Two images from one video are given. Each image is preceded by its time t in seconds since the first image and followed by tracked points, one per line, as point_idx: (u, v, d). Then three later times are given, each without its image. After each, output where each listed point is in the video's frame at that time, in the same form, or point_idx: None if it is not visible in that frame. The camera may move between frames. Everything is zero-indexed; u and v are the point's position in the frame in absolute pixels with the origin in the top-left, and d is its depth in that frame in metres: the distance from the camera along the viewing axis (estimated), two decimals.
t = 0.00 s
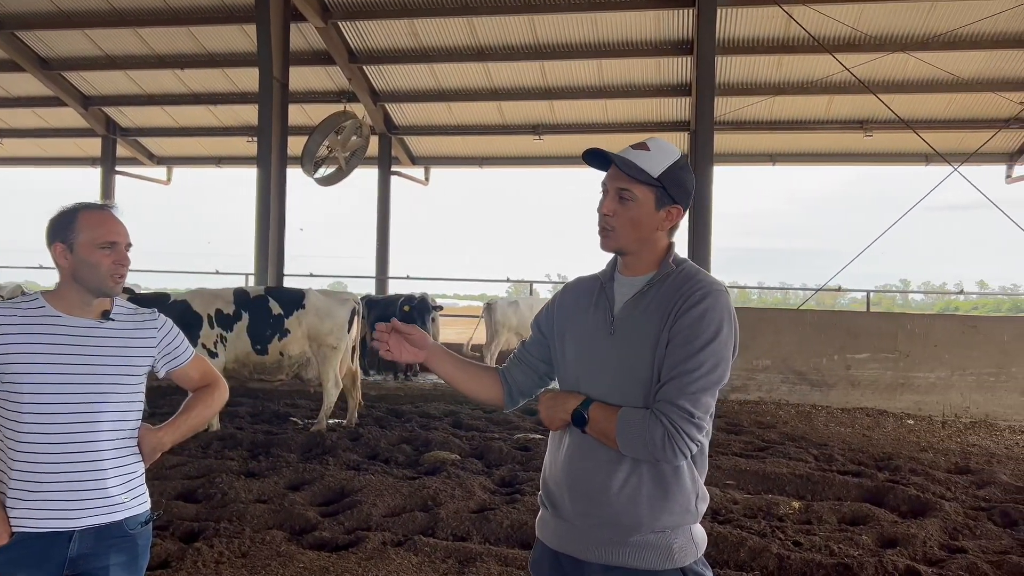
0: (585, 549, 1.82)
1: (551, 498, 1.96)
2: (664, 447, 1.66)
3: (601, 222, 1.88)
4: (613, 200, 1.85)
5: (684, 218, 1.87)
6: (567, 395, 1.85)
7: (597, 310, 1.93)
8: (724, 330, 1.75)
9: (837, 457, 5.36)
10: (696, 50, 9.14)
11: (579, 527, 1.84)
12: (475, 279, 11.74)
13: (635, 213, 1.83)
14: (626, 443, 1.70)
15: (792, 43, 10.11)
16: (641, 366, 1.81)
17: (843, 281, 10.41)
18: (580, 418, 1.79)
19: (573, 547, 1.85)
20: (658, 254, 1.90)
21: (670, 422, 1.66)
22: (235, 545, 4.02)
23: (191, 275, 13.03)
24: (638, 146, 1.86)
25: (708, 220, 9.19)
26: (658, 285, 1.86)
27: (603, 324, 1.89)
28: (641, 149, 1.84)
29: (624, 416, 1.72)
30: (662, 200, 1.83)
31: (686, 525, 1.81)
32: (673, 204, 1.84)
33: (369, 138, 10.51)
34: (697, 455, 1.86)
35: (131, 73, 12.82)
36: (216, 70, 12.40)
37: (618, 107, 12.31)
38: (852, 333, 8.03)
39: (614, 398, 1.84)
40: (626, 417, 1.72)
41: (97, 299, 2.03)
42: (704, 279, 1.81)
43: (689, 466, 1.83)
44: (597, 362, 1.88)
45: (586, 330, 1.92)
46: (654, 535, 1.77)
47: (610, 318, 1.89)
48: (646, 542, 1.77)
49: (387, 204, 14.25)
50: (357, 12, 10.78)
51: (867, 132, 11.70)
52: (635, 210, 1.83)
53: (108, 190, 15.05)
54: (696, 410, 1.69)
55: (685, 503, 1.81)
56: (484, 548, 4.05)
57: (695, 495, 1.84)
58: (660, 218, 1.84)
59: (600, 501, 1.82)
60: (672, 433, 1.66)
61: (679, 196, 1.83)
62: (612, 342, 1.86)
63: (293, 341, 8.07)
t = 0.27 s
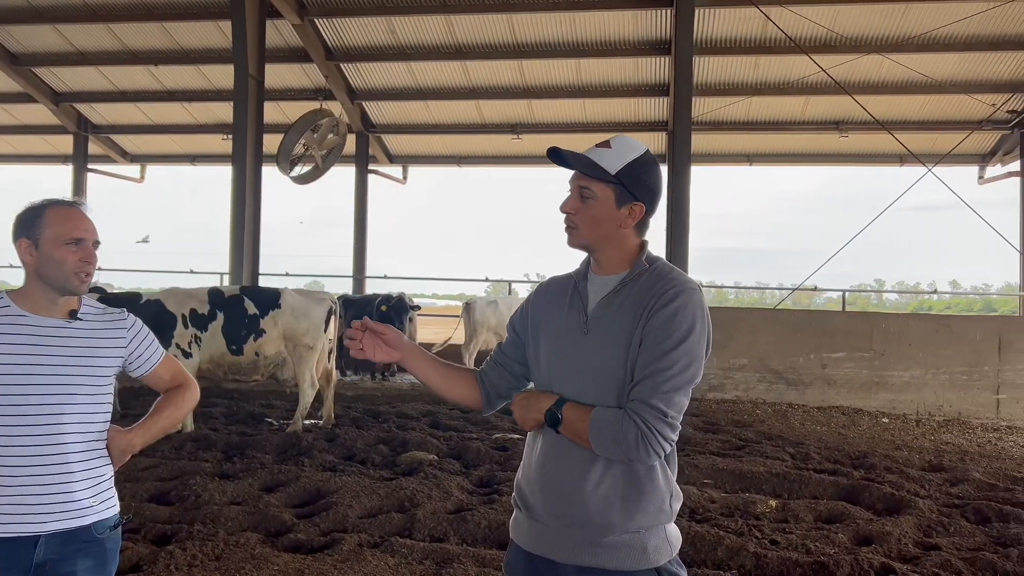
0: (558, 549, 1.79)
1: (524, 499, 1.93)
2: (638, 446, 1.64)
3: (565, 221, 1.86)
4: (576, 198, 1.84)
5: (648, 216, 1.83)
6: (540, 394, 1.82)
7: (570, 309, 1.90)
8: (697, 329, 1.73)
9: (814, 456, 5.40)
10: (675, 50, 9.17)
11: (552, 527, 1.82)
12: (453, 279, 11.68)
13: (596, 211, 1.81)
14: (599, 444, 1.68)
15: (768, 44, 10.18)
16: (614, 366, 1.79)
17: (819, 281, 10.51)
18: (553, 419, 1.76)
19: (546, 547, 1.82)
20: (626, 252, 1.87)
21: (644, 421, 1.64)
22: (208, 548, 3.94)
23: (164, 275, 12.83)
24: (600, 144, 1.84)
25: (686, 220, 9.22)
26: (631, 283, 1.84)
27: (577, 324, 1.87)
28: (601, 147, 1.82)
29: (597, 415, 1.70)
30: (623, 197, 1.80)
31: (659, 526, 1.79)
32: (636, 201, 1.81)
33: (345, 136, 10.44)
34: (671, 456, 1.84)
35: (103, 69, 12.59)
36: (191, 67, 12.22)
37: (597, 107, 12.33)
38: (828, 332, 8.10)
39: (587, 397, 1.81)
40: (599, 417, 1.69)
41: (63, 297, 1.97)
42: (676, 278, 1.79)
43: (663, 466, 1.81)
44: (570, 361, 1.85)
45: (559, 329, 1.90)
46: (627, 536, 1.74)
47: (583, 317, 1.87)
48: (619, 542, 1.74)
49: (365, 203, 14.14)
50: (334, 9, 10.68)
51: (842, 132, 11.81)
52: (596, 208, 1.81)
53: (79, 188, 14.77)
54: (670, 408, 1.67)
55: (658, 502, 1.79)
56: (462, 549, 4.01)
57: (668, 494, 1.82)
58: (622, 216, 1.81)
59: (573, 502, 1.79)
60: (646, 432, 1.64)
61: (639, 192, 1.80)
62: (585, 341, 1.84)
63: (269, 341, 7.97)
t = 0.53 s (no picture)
0: (537, 550, 1.77)
1: (502, 500, 1.91)
2: (622, 447, 1.62)
3: (533, 223, 1.85)
4: (542, 199, 1.82)
5: (614, 211, 1.81)
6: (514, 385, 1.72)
7: (545, 308, 1.89)
8: (676, 327, 1.71)
9: (790, 454, 5.44)
10: (653, 50, 9.19)
11: (532, 529, 1.79)
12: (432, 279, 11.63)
13: (561, 211, 1.79)
14: (585, 442, 1.64)
15: (746, 44, 10.24)
16: (592, 365, 1.77)
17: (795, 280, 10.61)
18: (535, 412, 1.67)
19: (526, 549, 1.79)
20: (598, 248, 1.85)
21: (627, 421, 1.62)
22: (182, 550, 3.87)
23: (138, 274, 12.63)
24: (563, 143, 1.82)
25: (664, 221, 9.25)
26: (605, 282, 1.82)
27: (552, 324, 1.85)
28: (563, 146, 1.80)
29: (584, 411, 1.65)
30: (586, 195, 1.78)
31: (638, 525, 1.77)
32: (600, 198, 1.78)
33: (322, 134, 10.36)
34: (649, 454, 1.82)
35: (75, 65, 12.36)
36: (165, 64, 12.04)
37: (575, 106, 12.34)
38: (804, 331, 8.17)
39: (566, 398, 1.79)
40: (584, 414, 1.65)
41: (28, 296, 1.90)
42: (651, 275, 1.78)
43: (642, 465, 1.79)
44: (547, 362, 1.83)
45: (535, 329, 1.87)
46: (607, 536, 1.73)
47: (558, 316, 1.84)
48: (599, 542, 1.72)
49: (342, 202, 14.03)
50: (310, 6, 10.58)
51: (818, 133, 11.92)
52: (560, 208, 1.79)
53: (50, 186, 14.50)
54: (652, 408, 1.65)
55: (637, 501, 1.77)
56: (440, 549, 3.98)
57: (647, 493, 1.80)
58: (588, 213, 1.79)
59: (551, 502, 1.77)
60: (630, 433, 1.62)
61: (602, 188, 1.77)
62: (561, 341, 1.82)
63: (244, 341, 7.86)
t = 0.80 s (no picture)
0: (520, 552, 1.74)
1: (484, 500, 1.88)
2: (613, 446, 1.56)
3: (511, 223, 1.82)
4: (519, 199, 1.79)
5: (593, 207, 1.80)
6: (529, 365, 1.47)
7: (526, 307, 1.87)
8: (660, 325, 1.71)
9: (769, 452, 5.47)
10: (632, 50, 9.22)
11: (514, 529, 1.77)
12: (410, 278, 11.56)
13: (540, 210, 1.76)
14: (588, 444, 1.54)
15: (724, 45, 10.31)
16: (576, 364, 1.75)
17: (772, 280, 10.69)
18: (548, 406, 1.47)
19: (508, 550, 1.77)
20: (580, 245, 1.84)
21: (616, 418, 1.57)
22: (156, 553, 3.80)
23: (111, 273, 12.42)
24: (536, 141, 1.80)
25: (643, 221, 9.28)
26: (588, 280, 1.80)
27: (534, 323, 1.82)
28: (538, 144, 1.78)
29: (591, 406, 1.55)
30: (565, 192, 1.75)
31: (621, 526, 1.76)
32: (579, 194, 1.76)
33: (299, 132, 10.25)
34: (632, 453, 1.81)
35: (47, 61, 12.13)
36: (140, 60, 11.86)
37: (555, 106, 12.35)
38: (781, 330, 8.23)
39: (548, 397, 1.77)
40: (593, 413, 1.54)
41: None
42: (636, 273, 1.77)
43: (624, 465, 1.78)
44: (531, 362, 1.80)
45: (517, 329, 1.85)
46: (590, 536, 1.71)
47: (540, 315, 1.82)
48: (582, 543, 1.70)
49: (320, 201, 13.92)
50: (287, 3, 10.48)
51: (795, 133, 12.03)
52: (540, 206, 1.76)
53: (22, 183, 14.23)
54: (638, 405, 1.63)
55: (618, 501, 1.76)
56: (419, 550, 3.95)
57: (628, 493, 1.80)
58: (567, 211, 1.77)
59: (535, 501, 1.75)
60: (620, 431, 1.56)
61: (580, 184, 1.75)
62: (543, 341, 1.79)
63: (221, 341, 7.75)
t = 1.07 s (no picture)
0: (502, 554, 1.72)
1: (465, 503, 1.85)
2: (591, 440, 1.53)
3: (494, 221, 1.79)
4: (502, 195, 1.77)
5: (576, 200, 1.78)
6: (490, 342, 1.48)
7: (508, 306, 1.84)
8: (643, 322, 1.69)
9: (748, 451, 5.49)
10: (612, 50, 9.22)
11: (496, 532, 1.74)
12: (389, 278, 11.48)
13: (523, 205, 1.74)
14: (555, 430, 1.50)
15: (702, 45, 10.35)
16: (558, 363, 1.72)
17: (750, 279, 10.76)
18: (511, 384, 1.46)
19: (490, 553, 1.74)
20: (564, 242, 1.81)
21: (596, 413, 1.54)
22: (130, 557, 3.72)
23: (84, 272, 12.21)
24: (516, 137, 1.78)
25: (623, 221, 9.29)
26: (571, 278, 1.78)
27: (516, 322, 1.80)
28: (518, 139, 1.76)
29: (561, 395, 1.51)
30: (547, 186, 1.74)
31: (605, 527, 1.74)
32: (562, 187, 1.75)
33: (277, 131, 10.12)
34: (615, 454, 1.79)
35: (17, 56, 11.88)
36: (114, 56, 11.66)
37: (535, 105, 12.34)
38: (759, 329, 8.28)
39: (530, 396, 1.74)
40: (565, 400, 1.50)
41: None
42: (619, 271, 1.75)
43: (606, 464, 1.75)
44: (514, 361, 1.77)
45: (498, 328, 1.82)
46: (574, 538, 1.69)
47: (523, 314, 1.80)
48: (565, 543, 1.68)
49: (298, 200, 13.79)
50: None
51: (773, 134, 12.11)
52: (523, 202, 1.74)
53: None
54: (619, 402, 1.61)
55: (602, 501, 1.73)
56: (398, 552, 3.90)
57: (613, 492, 1.77)
58: (550, 206, 1.75)
59: (518, 503, 1.72)
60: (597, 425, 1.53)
61: (563, 178, 1.73)
62: (525, 339, 1.77)
63: (197, 341, 7.64)
